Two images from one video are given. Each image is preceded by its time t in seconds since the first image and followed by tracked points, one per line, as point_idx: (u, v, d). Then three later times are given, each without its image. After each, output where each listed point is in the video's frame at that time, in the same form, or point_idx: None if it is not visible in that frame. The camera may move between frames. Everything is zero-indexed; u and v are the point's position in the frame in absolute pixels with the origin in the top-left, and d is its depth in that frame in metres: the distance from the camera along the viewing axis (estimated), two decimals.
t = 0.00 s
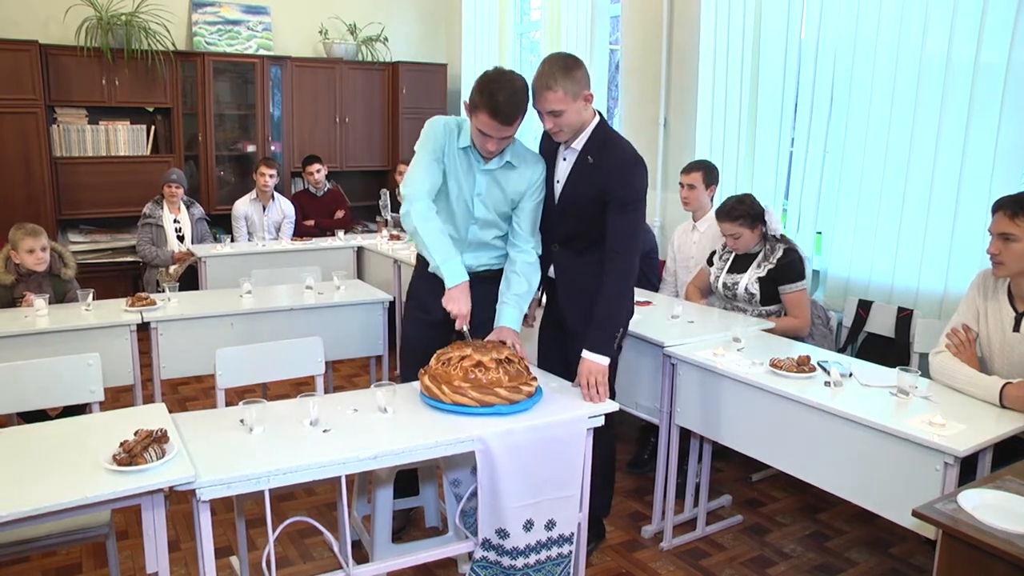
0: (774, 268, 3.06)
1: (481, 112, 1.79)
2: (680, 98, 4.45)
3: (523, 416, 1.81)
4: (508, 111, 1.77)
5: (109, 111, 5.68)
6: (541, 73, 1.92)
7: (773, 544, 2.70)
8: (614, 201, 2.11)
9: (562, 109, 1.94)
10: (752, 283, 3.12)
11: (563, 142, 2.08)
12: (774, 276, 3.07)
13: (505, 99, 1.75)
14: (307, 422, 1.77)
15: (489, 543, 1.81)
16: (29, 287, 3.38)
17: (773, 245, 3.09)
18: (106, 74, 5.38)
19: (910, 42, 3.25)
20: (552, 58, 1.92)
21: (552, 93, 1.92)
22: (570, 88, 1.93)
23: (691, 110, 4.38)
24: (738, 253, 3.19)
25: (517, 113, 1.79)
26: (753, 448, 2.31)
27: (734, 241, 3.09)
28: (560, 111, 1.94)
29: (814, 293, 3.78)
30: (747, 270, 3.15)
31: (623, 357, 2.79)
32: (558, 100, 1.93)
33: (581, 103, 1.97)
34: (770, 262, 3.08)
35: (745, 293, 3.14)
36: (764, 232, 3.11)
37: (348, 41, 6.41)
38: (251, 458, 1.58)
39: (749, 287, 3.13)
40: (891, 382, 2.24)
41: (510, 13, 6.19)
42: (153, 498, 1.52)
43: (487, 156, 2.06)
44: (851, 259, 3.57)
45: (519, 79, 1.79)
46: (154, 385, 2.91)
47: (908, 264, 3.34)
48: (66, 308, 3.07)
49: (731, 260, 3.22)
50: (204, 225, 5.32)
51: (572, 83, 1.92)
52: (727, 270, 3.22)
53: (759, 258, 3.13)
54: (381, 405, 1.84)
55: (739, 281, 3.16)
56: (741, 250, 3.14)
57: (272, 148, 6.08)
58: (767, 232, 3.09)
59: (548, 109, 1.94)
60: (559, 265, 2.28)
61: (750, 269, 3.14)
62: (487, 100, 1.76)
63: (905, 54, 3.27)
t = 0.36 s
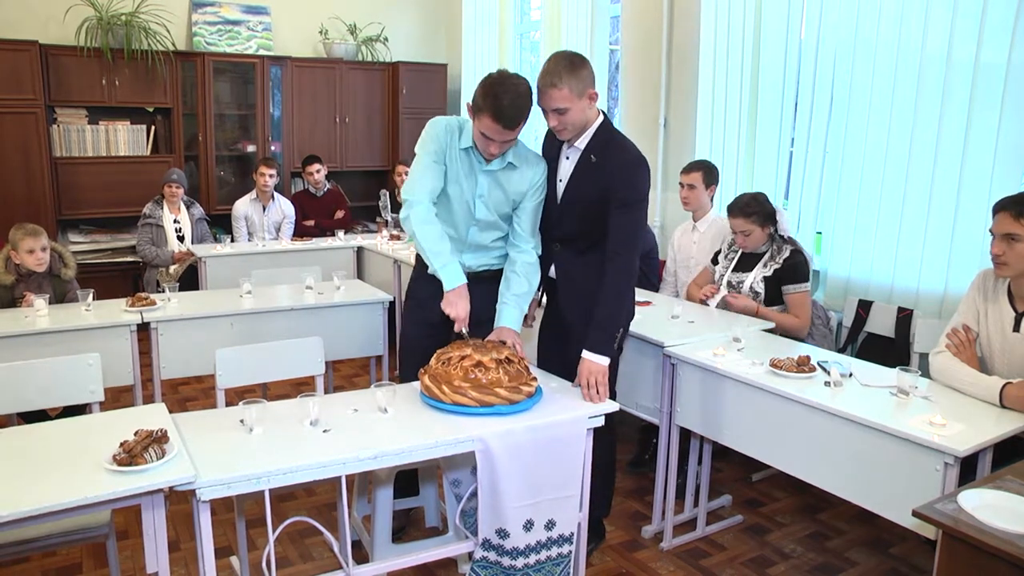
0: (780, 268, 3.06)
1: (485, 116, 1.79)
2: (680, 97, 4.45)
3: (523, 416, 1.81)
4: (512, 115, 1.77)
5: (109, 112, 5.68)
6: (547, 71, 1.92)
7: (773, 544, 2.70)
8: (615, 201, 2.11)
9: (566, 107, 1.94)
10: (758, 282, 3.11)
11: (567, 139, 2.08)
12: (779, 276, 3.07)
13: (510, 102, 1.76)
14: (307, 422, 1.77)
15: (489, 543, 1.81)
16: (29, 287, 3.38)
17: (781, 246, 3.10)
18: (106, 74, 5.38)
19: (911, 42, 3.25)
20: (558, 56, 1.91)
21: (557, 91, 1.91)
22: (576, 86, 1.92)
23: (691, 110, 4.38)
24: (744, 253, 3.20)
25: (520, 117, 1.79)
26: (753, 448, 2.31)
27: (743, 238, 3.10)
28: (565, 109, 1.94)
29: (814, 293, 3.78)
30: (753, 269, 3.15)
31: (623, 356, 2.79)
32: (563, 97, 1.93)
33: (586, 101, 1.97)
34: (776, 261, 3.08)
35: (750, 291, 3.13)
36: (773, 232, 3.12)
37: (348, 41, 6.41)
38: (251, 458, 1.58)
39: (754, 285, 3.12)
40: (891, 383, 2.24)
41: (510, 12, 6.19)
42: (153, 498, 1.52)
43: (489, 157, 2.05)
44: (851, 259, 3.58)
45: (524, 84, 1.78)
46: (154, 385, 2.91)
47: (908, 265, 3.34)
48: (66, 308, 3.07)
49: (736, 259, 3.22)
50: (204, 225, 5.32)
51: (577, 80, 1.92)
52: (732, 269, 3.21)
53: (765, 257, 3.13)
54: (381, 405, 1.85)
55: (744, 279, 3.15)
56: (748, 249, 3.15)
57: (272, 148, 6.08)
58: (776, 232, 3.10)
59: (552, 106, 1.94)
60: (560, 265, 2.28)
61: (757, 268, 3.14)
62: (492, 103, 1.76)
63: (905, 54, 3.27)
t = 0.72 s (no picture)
0: (780, 269, 3.06)
1: (488, 120, 1.79)
2: (679, 97, 4.45)
3: (523, 417, 1.81)
4: (516, 119, 1.78)
5: (109, 112, 5.68)
6: (548, 71, 1.92)
7: (772, 544, 2.70)
8: (616, 201, 2.11)
9: (567, 107, 1.94)
10: (758, 282, 3.12)
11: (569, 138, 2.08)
12: (779, 276, 3.07)
13: (515, 105, 1.75)
14: (307, 422, 1.77)
15: (489, 543, 1.81)
16: (29, 288, 3.38)
17: (781, 246, 3.10)
18: (106, 74, 5.38)
19: (911, 42, 3.25)
20: (559, 56, 1.91)
21: (558, 91, 1.92)
22: (577, 86, 1.92)
23: (691, 110, 4.38)
24: (745, 252, 3.20)
25: (525, 121, 1.79)
26: (753, 448, 2.31)
27: (744, 237, 3.10)
28: (566, 109, 1.94)
29: (814, 293, 3.78)
30: (753, 269, 3.15)
31: (623, 356, 2.79)
32: (564, 98, 1.93)
33: (587, 101, 1.97)
34: (776, 261, 3.08)
35: (750, 291, 3.13)
36: (773, 232, 3.12)
37: (348, 41, 6.41)
38: (251, 459, 1.58)
39: (755, 285, 3.12)
40: (890, 382, 2.24)
41: (510, 12, 6.18)
42: (153, 498, 1.52)
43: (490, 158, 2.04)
44: (851, 259, 3.58)
45: (528, 87, 1.78)
46: (154, 385, 2.91)
47: (908, 264, 3.34)
48: (66, 308, 3.08)
49: (737, 259, 3.22)
50: (204, 225, 5.32)
51: (578, 81, 1.92)
52: (732, 268, 3.21)
53: (765, 257, 3.13)
54: (382, 405, 1.85)
55: (745, 279, 3.15)
56: (748, 248, 3.15)
57: (272, 148, 6.08)
58: (776, 232, 3.10)
59: (554, 106, 1.94)
60: (560, 265, 2.28)
61: (757, 268, 3.14)
62: (497, 106, 1.76)
63: (905, 53, 3.27)
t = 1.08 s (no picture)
0: (779, 268, 3.06)
1: (477, 116, 1.80)
2: (680, 96, 4.45)
3: (523, 416, 1.81)
4: (504, 114, 1.78)
5: (109, 112, 5.68)
6: (547, 72, 1.92)
7: (773, 544, 2.70)
8: (617, 202, 2.11)
9: (567, 107, 1.94)
10: (758, 282, 3.11)
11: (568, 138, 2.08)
12: (778, 276, 3.07)
13: (501, 101, 1.76)
14: (307, 422, 1.78)
15: (489, 543, 1.81)
16: (29, 288, 3.38)
17: (781, 246, 3.10)
18: (106, 74, 5.38)
19: (911, 42, 3.26)
20: (559, 56, 1.91)
21: (558, 92, 1.92)
22: (576, 87, 1.92)
23: (691, 110, 4.38)
24: (745, 252, 3.20)
25: (513, 115, 1.79)
26: (753, 448, 2.31)
27: (744, 236, 3.10)
28: (566, 109, 1.94)
29: (814, 293, 3.78)
30: (753, 269, 3.14)
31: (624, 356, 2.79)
32: (563, 99, 1.93)
33: (587, 102, 1.97)
34: (776, 262, 3.08)
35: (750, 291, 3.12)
36: (773, 231, 3.12)
37: (348, 41, 6.42)
38: (251, 459, 1.58)
39: (754, 285, 3.12)
40: (891, 383, 2.24)
41: (510, 12, 6.19)
42: (153, 498, 1.52)
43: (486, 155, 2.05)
44: (850, 259, 3.58)
45: (516, 82, 1.78)
46: (155, 385, 2.91)
47: (908, 264, 3.33)
48: (66, 308, 3.08)
49: (737, 259, 3.22)
50: (204, 225, 5.32)
51: (578, 81, 1.92)
52: (732, 268, 3.21)
53: (765, 257, 3.13)
54: (382, 405, 1.85)
55: (745, 279, 3.15)
56: (748, 248, 3.15)
57: (273, 148, 6.08)
58: (776, 232, 3.10)
59: (553, 107, 1.94)
60: (560, 265, 2.28)
61: (757, 268, 3.13)
62: (483, 102, 1.76)
63: (905, 53, 3.28)
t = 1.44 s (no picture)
0: (779, 268, 3.06)
1: (478, 118, 1.79)
2: (680, 96, 4.45)
3: (523, 416, 1.81)
4: (505, 116, 1.78)
5: (109, 112, 5.68)
6: (546, 72, 1.92)
7: (773, 544, 2.70)
8: (617, 202, 2.11)
9: (566, 107, 1.94)
10: (757, 283, 3.11)
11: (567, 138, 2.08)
12: (777, 275, 3.06)
13: (503, 104, 1.75)
14: (308, 422, 1.78)
15: (489, 543, 1.82)
16: (29, 288, 3.38)
17: (781, 245, 3.09)
18: (106, 74, 5.38)
19: (911, 41, 3.25)
20: (558, 56, 1.91)
21: (556, 92, 1.92)
22: (575, 87, 1.92)
23: (691, 110, 4.38)
24: (747, 252, 3.20)
25: (514, 118, 1.79)
26: (753, 449, 2.31)
27: (742, 232, 3.10)
28: (564, 109, 1.94)
29: (814, 293, 3.78)
30: (753, 269, 3.14)
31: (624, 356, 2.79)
32: (562, 99, 1.93)
33: (585, 102, 1.97)
34: (776, 261, 3.08)
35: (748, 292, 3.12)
36: (773, 230, 3.12)
37: (348, 41, 6.42)
38: (251, 459, 1.58)
39: (753, 286, 3.11)
40: (891, 383, 2.23)
41: (510, 12, 6.19)
42: (153, 498, 1.52)
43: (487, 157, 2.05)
44: (850, 259, 3.58)
45: (517, 84, 1.78)
46: (155, 385, 2.91)
47: (908, 264, 3.34)
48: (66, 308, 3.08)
49: (738, 259, 3.22)
50: (204, 225, 5.32)
51: (577, 81, 1.92)
52: (733, 269, 3.21)
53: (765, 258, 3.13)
54: (382, 405, 1.85)
55: (744, 280, 3.15)
56: (749, 246, 3.15)
57: (273, 148, 6.07)
58: (776, 230, 3.10)
59: (552, 107, 1.94)
60: (560, 265, 2.28)
61: (756, 269, 3.13)
62: (485, 105, 1.76)
63: (905, 53, 3.27)
